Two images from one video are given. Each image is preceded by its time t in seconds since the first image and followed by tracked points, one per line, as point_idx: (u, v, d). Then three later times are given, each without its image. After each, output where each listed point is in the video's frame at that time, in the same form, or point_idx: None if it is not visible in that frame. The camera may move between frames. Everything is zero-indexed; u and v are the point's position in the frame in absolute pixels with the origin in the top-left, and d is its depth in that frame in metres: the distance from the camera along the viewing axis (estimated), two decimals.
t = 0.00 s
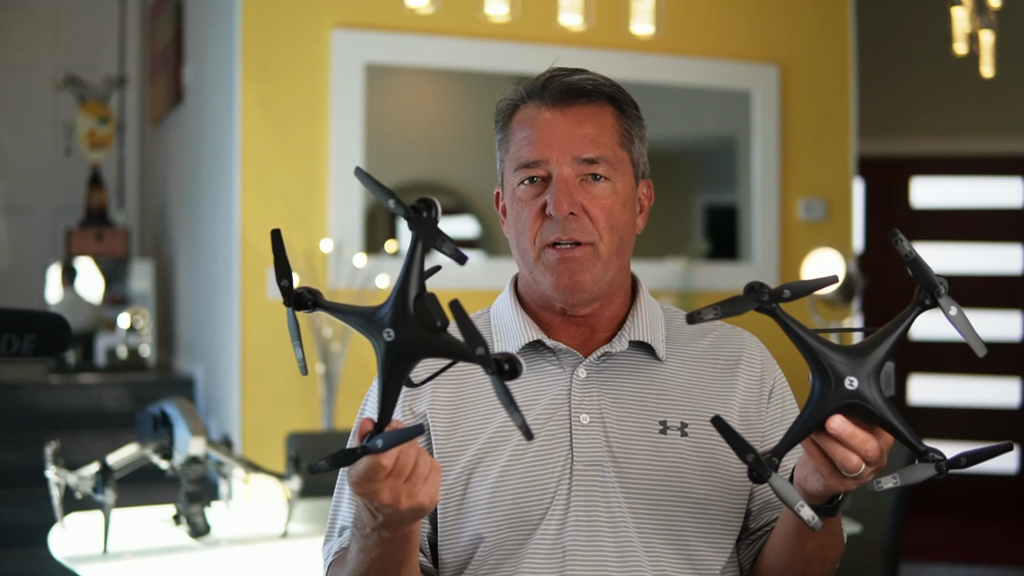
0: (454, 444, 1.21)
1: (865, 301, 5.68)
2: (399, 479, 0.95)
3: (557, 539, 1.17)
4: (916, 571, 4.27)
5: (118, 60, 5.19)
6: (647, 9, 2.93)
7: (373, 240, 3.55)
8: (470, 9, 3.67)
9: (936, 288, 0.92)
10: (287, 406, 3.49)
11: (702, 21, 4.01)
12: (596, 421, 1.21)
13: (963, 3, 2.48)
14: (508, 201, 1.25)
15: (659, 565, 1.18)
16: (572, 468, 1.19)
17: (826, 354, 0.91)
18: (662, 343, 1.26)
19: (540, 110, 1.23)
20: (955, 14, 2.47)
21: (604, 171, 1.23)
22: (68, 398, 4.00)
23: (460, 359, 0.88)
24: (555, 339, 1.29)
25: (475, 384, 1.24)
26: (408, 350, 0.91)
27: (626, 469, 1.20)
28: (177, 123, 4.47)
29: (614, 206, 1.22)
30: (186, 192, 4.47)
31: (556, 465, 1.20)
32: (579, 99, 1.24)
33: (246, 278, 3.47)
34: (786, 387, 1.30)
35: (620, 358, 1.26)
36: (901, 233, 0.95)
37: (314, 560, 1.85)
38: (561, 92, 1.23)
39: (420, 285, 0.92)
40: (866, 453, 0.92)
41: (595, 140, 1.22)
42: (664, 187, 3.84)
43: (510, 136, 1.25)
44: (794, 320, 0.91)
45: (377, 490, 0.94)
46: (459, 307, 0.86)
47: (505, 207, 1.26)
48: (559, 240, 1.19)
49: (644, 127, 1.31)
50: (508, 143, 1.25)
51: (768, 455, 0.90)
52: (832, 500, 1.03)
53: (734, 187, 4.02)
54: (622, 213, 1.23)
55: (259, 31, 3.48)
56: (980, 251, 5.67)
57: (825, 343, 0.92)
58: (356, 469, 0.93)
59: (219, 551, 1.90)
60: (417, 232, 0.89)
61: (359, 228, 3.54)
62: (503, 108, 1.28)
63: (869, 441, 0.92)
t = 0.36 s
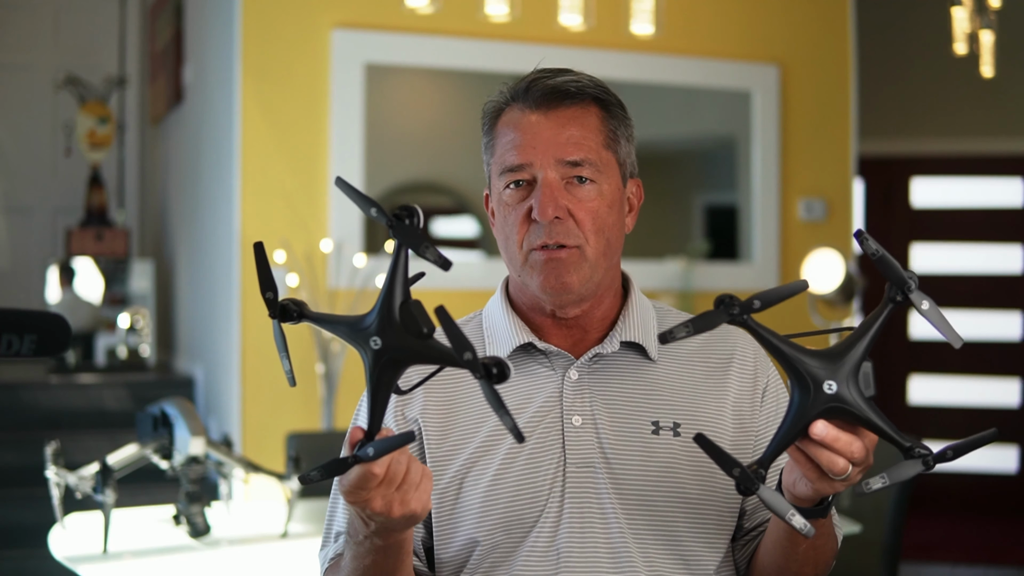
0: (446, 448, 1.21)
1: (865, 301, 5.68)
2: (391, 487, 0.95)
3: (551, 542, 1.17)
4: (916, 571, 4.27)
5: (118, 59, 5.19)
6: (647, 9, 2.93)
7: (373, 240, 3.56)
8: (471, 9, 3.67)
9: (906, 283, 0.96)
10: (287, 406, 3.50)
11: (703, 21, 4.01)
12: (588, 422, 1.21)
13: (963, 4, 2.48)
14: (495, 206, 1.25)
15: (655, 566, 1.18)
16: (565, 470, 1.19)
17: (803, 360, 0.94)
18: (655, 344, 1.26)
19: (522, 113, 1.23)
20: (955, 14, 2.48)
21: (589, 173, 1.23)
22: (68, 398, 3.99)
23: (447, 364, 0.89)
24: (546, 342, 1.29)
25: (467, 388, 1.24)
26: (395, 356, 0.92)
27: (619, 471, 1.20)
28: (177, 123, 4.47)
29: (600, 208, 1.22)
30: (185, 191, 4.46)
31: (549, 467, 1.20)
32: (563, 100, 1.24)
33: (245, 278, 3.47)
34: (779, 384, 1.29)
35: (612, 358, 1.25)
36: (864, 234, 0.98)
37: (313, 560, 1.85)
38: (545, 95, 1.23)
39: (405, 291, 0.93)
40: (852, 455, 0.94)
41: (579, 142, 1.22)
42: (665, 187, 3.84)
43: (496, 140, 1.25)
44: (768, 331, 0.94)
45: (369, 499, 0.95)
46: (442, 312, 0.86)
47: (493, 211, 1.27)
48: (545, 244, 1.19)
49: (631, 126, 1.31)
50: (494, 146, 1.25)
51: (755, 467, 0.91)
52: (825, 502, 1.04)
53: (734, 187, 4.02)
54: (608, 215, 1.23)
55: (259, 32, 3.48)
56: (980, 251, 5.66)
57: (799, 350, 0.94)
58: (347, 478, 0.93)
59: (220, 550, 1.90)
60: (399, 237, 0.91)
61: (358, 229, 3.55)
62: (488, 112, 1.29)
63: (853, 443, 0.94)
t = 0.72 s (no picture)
0: (446, 448, 1.21)
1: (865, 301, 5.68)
2: (383, 482, 0.96)
3: (552, 541, 1.17)
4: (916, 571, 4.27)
5: (118, 59, 5.17)
6: (648, 9, 2.93)
7: (373, 240, 3.55)
8: (471, 9, 3.67)
9: (847, 244, 1.03)
10: (287, 406, 3.50)
11: (703, 21, 4.01)
12: (587, 422, 1.21)
13: (963, 4, 2.48)
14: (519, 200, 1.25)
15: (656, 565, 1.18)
16: (564, 470, 1.19)
17: (776, 344, 0.98)
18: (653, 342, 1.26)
19: (556, 111, 1.23)
20: (956, 14, 2.47)
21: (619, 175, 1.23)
22: (68, 398, 3.99)
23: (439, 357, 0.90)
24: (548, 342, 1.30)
25: (467, 388, 1.24)
26: (387, 350, 0.92)
27: (618, 471, 1.20)
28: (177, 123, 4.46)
29: (627, 210, 1.23)
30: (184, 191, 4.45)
31: (548, 468, 1.20)
32: (595, 101, 1.24)
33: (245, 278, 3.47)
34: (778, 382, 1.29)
35: (610, 358, 1.25)
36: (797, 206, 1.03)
37: (313, 560, 1.85)
38: (577, 94, 1.23)
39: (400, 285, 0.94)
40: (844, 420, 1.00)
41: (611, 143, 1.22)
42: (665, 187, 3.84)
43: (526, 135, 1.25)
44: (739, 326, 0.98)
45: (361, 493, 0.95)
46: (436, 305, 0.87)
47: (513, 206, 1.26)
48: (576, 242, 1.20)
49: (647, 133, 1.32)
50: (524, 141, 1.25)
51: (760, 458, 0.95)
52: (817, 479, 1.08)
53: (734, 187, 4.02)
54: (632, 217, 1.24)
55: (258, 32, 3.48)
56: (979, 250, 5.66)
57: (770, 336, 0.99)
58: (339, 472, 0.94)
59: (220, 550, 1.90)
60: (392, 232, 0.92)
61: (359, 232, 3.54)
62: (511, 105, 1.28)
63: (843, 408, 0.99)
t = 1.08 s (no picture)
0: (448, 448, 1.21)
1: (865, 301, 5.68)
2: (379, 489, 0.96)
3: (551, 541, 1.17)
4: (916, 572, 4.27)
5: (118, 59, 5.17)
6: (648, 9, 2.93)
7: (374, 242, 3.56)
8: (472, 9, 3.68)
9: (768, 194, 0.95)
10: (288, 407, 3.50)
11: (703, 21, 4.01)
12: (589, 422, 1.21)
13: (962, 4, 2.48)
14: (538, 193, 1.25)
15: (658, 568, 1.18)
16: (566, 469, 1.19)
17: (703, 307, 0.94)
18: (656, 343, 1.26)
19: (586, 110, 1.23)
20: (955, 14, 2.48)
21: (639, 179, 1.22)
22: (68, 398, 4.00)
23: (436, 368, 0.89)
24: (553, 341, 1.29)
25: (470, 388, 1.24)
26: (384, 359, 0.92)
27: (619, 471, 1.20)
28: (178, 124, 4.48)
29: (644, 214, 1.22)
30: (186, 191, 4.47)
31: (549, 467, 1.20)
32: (625, 104, 1.23)
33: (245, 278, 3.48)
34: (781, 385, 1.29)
35: (613, 357, 1.25)
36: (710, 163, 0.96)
37: (313, 560, 1.85)
38: (608, 95, 1.23)
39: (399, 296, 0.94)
40: (786, 367, 0.95)
41: (635, 146, 1.22)
42: (665, 187, 3.84)
43: (552, 129, 1.25)
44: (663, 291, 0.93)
45: (357, 501, 0.95)
46: (431, 315, 0.86)
47: (531, 198, 1.26)
48: (590, 242, 1.20)
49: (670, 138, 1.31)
50: (549, 134, 1.25)
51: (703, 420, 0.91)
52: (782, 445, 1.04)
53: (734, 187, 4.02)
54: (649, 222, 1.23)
55: (258, 32, 3.48)
56: (980, 250, 5.66)
57: (693, 296, 0.94)
58: (336, 479, 0.94)
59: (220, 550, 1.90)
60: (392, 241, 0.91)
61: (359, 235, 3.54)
62: (539, 98, 1.27)
63: (784, 356, 0.94)
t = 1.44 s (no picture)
0: (444, 446, 1.21)
1: (865, 301, 5.68)
2: (366, 487, 0.96)
3: (547, 539, 1.17)
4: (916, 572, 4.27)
5: (118, 59, 5.17)
6: (648, 9, 2.93)
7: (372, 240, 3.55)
8: (472, 9, 3.67)
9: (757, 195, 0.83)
10: (288, 407, 3.50)
11: (703, 21, 4.01)
12: (586, 421, 1.21)
13: (963, 4, 2.48)
14: (537, 190, 1.25)
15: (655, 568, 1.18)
16: (563, 468, 1.19)
17: (665, 301, 0.85)
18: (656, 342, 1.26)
19: (588, 111, 1.22)
20: (955, 14, 2.47)
21: (639, 184, 1.22)
22: (68, 399, 3.99)
23: (421, 366, 0.88)
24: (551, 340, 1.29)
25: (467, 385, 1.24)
26: (370, 358, 0.91)
27: (616, 471, 1.20)
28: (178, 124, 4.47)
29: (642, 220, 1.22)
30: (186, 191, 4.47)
31: (545, 466, 1.19)
32: (630, 107, 1.22)
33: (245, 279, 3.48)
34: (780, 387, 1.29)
35: (612, 356, 1.25)
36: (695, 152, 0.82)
37: (313, 560, 1.85)
38: (613, 98, 1.22)
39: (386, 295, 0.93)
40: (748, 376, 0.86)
41: (637, 152, 1.21)
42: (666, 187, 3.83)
43: (556, 128, 1.25)
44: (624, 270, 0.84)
45: (344, 498, 0.95)
46: (413, 308, 0.86)
47: (531, 195, 1.26)
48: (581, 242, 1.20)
49: (678, 146, 1.30)
50: (553, 134, 1.25)
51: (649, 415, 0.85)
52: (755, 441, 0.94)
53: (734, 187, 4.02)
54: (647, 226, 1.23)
55: (259, 32, 3.48)
56: (980, 250, 5.65)
57: (658, 283, 0.85)
58: (324, 477, 0.94)
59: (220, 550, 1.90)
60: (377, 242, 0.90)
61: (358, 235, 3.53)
62: (546, 96, 1.27)
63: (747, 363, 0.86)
